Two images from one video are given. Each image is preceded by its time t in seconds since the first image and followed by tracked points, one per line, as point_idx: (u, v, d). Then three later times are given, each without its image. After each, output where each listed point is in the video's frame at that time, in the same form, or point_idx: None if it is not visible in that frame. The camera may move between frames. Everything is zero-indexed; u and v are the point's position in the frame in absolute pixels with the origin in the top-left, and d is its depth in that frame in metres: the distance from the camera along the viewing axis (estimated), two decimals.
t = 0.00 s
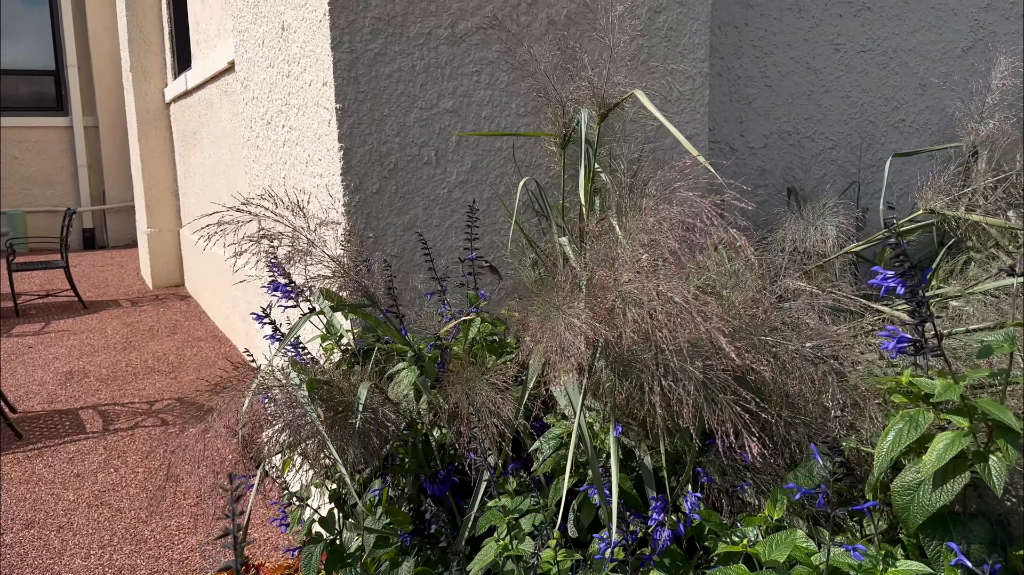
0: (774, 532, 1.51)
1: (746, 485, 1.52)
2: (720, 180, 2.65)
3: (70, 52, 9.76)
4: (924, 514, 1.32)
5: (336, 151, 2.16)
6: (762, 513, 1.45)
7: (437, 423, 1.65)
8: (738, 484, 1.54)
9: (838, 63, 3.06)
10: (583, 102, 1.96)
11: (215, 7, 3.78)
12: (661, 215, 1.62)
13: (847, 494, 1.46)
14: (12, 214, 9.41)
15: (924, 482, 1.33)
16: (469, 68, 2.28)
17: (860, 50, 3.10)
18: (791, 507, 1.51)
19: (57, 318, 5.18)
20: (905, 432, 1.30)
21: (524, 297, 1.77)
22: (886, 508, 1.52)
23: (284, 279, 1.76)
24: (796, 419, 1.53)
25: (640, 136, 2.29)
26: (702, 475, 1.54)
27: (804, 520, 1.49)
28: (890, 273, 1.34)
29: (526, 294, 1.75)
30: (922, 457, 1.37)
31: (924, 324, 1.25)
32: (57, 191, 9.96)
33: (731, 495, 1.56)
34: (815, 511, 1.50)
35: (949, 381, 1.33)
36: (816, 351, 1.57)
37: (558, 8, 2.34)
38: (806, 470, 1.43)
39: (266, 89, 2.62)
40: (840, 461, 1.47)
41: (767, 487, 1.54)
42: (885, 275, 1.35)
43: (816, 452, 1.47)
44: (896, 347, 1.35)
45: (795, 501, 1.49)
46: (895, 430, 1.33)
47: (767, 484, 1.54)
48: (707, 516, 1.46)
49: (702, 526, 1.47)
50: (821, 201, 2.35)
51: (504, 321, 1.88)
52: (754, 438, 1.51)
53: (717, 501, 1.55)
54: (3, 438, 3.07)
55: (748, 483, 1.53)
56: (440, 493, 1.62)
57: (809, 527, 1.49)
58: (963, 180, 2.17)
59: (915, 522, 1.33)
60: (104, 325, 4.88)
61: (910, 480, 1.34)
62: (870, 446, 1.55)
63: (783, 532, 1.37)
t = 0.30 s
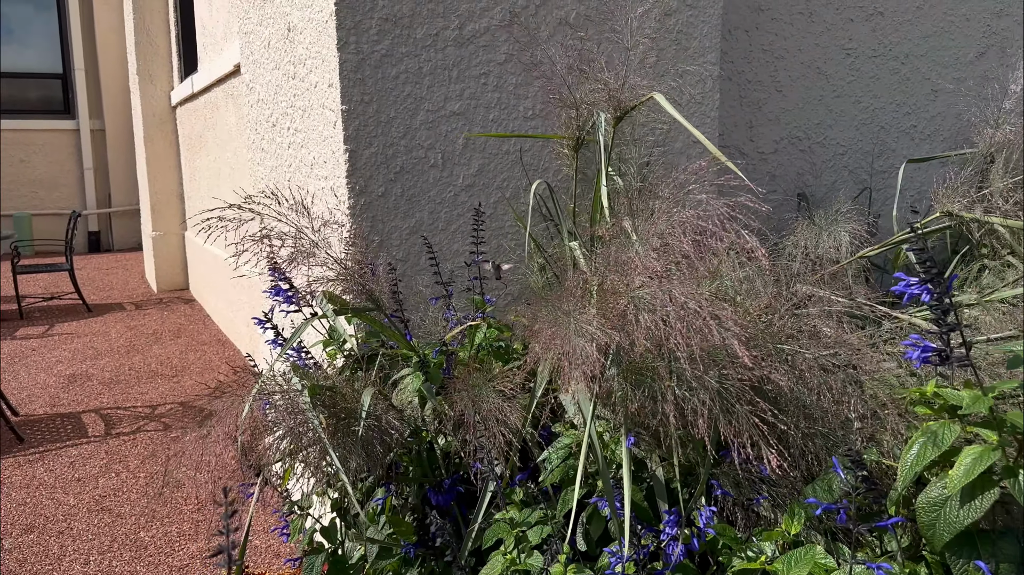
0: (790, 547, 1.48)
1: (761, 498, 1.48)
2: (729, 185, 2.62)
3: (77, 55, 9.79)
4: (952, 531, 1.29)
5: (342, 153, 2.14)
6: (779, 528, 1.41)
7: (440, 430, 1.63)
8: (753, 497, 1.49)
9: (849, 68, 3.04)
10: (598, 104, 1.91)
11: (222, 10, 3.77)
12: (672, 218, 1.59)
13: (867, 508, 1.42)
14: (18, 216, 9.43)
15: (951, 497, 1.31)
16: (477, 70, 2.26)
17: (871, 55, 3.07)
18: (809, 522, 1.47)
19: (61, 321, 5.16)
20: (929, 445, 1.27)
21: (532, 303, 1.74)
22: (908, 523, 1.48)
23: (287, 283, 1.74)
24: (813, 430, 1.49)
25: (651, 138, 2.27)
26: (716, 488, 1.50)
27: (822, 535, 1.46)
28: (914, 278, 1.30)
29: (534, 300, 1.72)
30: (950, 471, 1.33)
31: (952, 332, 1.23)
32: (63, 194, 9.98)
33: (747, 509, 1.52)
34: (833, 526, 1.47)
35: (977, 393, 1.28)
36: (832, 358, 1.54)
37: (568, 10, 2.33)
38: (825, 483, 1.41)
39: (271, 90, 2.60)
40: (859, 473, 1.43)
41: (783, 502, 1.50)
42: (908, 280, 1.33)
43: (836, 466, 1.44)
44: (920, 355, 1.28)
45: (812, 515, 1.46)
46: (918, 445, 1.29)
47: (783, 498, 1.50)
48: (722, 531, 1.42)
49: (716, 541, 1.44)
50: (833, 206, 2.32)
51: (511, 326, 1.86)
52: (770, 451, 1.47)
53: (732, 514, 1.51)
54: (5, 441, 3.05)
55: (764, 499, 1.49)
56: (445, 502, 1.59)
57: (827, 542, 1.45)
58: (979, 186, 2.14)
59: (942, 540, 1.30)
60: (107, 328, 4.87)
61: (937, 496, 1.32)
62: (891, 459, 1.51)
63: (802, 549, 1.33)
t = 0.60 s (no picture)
0: (813, 564, 1.43)
1: (782, 513, 1.44)
2: (741, 189, 2.59)
3: (86, 58, 9.82)
4: (987, 551, 1.24)
5: (348, 153, 2.11)
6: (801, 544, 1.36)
7: (446, 437, 1.60)
8: (774, 512, 1.45)
9: (863, 71, 3.00)
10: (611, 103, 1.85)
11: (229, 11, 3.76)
12: (686, 219, 1.56)
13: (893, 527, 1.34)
14: (25, 219, 9.45)
15: (987, 515, 1.25)
16: (486, 70, 2.23)
17: (885, 58, 3.04)
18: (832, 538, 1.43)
19: (66, 323, 5.15)
20: (962, 460, 1.22)
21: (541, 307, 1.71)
22: (939, 542, 1.38)
23: (292, 284, 1.71)
24: (836, 441, 1.44)
25: (664, 140, 2.24)
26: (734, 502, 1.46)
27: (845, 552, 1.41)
28: (946, 285, 1.27)
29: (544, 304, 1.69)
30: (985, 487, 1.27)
31: (988, 340, 1.20)
32: (70, 196, 10.00)
33: (767, 523, 1.47)
34: (857, 542, 1.42)
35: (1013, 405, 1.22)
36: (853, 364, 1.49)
37: (579, 10, 2.30)
38: (851, 498, 1.37)
39: (277, 91, 2.58)
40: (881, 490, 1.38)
41: (805, 517, 1.46)
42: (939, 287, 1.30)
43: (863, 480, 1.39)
44: (952, 364, 1.24)
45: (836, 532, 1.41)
46: (950, 462, 1.23)
47: (804, 513, 1.46)
48: (742, 547, 1.38)
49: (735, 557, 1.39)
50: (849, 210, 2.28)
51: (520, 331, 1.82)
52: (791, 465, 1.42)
53: (751, 529, 1.47)
54: (7, 444, 3.03)
55: (784, 513, 1.45)
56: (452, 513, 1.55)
57: (851, 559, 1.40)
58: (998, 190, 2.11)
59: (977, 560, 1.25)
60: (112, 331, 4.85)
61: (971, 514, 1.27)
62: (919, 473, 1.45)
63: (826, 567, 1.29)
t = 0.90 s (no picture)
0: None
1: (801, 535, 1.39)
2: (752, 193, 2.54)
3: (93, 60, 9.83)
4: None
5: (350, 155, 2.07)
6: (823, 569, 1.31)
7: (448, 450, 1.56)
8: (792, 534, 1.41)
9: (877, 74, 2.95)
10: (620, 102, 1.80)
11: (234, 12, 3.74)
12: (697, 222, 1.51)
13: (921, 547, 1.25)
14: (33, 221, 9.48)
15: None
16: (492, 70, 2.20)
17: (899, 61, 3.00)
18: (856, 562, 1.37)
19: (71, 326, 5.13)
20: (997, 484, 1.14)
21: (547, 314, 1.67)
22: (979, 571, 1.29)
23: (291, 289, 1.67)
24: (858, 458, 1.37)
25: (675, 142, 2.20)
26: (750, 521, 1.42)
27: None
28: (981, 295, 1.23)
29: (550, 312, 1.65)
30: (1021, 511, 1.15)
31: None
32: (77, 198, 10.03)
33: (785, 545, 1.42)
34: (881, 567, 1.36)
35: None
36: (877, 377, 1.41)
37: (589, 10, 2.26)
38: (875, 520, 1.28)
39: (281, 92, 2.54)
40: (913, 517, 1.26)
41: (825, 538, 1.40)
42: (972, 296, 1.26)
43: (890, 503, 1.29)
44: (989, 380, 1.19)
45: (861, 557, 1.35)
46: (984, 486, 1.15)
47: (823, 535, 1.40)
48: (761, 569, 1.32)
49: None
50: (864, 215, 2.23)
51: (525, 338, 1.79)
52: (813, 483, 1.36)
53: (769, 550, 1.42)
54: (7, 448, 3.00)
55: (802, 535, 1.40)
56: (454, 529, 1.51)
57: None
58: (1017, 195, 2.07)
59: None
60: (116, 334, 4.83)
61: (1007, 541, 1.14)
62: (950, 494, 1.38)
63: None
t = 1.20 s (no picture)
0: None
1: (825, 553, 1.34)
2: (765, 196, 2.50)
3: (102, 61, 9.86)
4: None
5: (356, 155, 2.04)
6: None
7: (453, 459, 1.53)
8: (816, 552, 1.36)
9: (893, 75, 2.91)
10: (631, 99, 1.76)
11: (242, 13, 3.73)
12: (711, 223, 1.47)
13: (961, 568, 1.13)
14: (41, 222, 9.50)
15: None
16: (501, 69, 2.16)
17: (917, 61, 2.95)
18: None
19: (77, 327, 5.12)
20: None
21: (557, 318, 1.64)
22: None
23: (294, 292, 1.64)
24: (886, 471, 1.33)
25: (689, 142, 2.16)
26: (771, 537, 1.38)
27: None
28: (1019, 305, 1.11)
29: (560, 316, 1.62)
30: None
31: None
32: (86, 201, 10.07)
33: (808, 563, 1.37)
34: None
35: None
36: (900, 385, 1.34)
37: (601, 8, 2.23)
38: (907, 538, 1.25)
39: (286, 92, 2.52)
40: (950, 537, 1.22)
41: (850, 556, 1.35)
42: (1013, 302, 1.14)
43: (923, 520, 1.25)
44: None
45: None
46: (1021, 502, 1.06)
47: (848, 553, 1.35)
48: None
49: None
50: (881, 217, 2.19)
51: (534, 343, 1.75)
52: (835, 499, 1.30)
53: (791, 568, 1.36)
54: (10, 451, 2.98)
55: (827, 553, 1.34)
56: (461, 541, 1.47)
57: None
58: None
59: None
60: (122, 336, 4.81)
61: None
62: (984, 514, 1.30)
63: None
